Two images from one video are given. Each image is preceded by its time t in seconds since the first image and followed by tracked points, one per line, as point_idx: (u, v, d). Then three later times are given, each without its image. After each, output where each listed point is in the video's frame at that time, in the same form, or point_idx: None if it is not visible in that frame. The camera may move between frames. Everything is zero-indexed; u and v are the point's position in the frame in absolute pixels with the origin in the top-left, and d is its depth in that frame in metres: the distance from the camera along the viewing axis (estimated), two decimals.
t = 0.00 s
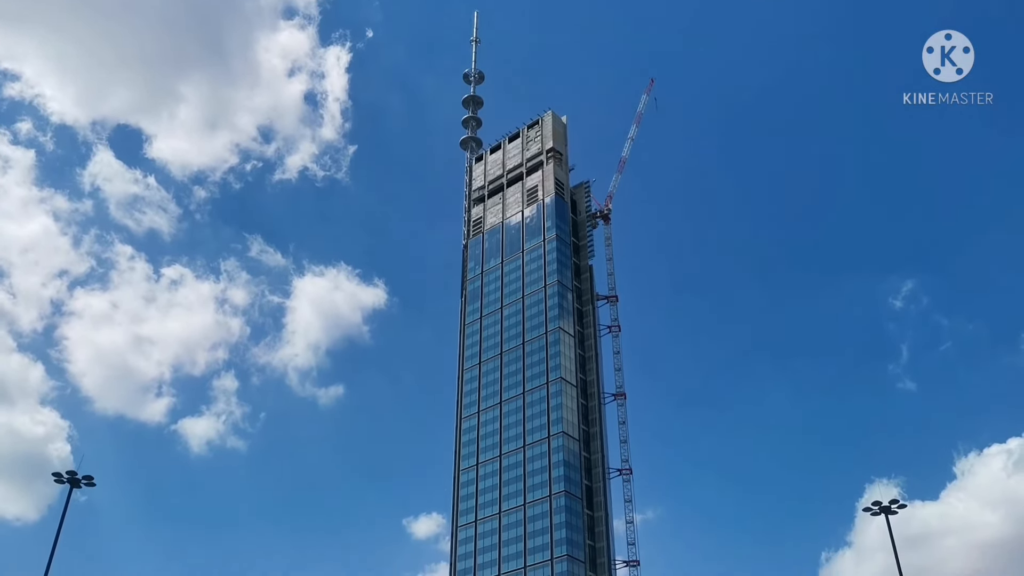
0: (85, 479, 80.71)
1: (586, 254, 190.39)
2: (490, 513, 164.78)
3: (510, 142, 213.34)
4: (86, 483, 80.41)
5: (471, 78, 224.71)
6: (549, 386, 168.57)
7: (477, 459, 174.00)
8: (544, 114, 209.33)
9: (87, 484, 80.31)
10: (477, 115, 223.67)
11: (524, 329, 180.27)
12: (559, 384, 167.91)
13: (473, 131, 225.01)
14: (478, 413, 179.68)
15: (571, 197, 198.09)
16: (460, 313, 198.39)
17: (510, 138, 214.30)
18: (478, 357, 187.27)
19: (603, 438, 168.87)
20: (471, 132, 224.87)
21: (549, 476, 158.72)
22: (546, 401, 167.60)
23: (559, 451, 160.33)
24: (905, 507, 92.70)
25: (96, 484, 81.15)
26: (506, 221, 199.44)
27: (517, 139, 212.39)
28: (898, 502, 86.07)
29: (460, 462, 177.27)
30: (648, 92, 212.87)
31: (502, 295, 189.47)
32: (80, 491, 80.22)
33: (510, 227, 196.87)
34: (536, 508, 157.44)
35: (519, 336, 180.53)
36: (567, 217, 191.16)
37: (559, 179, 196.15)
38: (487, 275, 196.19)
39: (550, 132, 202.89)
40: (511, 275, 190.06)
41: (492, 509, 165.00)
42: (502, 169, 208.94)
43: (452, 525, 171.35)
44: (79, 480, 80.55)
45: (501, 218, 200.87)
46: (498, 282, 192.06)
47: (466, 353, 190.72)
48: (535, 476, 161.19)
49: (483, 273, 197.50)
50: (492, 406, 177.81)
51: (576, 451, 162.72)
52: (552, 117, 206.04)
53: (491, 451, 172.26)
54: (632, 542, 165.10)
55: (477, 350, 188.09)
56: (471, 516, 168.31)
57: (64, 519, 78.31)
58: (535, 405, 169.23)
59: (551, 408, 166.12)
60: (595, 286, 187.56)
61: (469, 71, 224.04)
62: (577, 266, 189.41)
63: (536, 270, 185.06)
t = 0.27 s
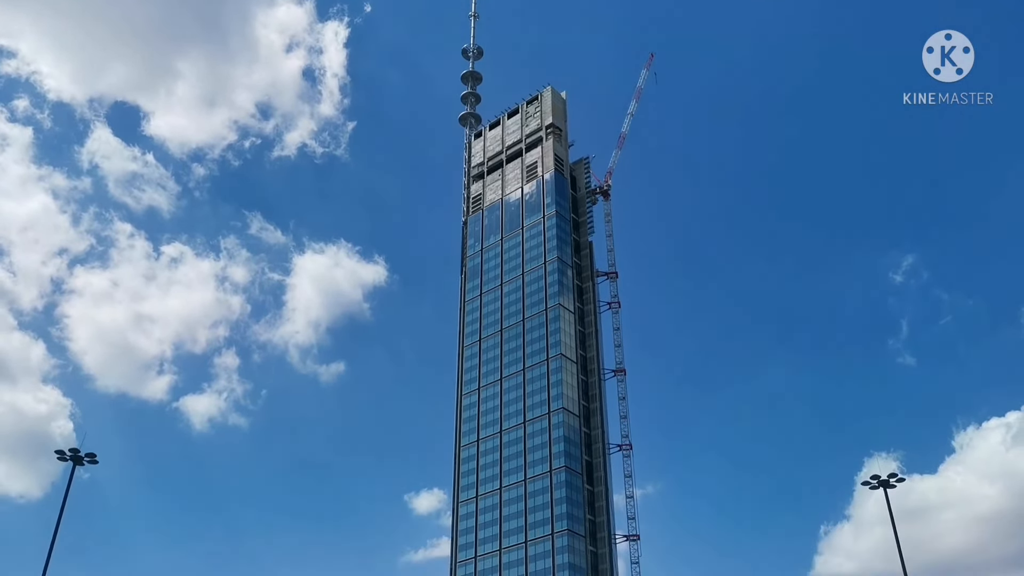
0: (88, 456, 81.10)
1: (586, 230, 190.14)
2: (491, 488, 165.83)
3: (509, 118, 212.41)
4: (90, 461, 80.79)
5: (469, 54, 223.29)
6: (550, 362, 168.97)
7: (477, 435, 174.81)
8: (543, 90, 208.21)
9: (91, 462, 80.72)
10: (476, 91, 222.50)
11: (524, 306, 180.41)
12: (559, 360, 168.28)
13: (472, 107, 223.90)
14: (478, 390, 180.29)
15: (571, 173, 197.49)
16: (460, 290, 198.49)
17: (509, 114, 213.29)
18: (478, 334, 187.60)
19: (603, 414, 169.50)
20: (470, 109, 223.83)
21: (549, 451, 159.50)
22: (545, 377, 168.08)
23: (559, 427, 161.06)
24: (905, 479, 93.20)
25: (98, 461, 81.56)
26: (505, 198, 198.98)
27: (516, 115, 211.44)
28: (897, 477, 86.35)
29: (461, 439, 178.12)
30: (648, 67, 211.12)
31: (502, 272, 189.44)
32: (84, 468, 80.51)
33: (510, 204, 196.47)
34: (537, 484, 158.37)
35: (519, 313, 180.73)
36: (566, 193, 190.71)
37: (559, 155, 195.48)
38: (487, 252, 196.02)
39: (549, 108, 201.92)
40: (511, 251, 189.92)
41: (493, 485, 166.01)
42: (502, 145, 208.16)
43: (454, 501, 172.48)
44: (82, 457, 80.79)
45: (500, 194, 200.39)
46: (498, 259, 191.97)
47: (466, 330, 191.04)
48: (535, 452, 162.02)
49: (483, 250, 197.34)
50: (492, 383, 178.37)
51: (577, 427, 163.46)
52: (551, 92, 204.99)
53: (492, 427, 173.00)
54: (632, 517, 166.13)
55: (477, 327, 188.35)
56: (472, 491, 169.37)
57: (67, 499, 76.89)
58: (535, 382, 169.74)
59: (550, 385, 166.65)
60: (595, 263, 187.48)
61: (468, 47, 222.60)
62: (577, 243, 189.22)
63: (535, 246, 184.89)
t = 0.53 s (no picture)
0: (90, 433, 81.11)
1: (586, 205, 189.58)
2: (493, 462, 166.61)
3: (508, 92, 211.10)
4: (92, 438, 80.82)
5: (467, 27, 221.41)
6: (550, 337, 169.11)
7: (478, 409, 175.36)
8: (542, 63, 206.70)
9: (93, 439, 80.75)
10: (475, 65, 220.97)
11: (524, 281, 180.25)
12: (560, 335, 168.41)
13: (470, 81, 222.43)
14: (479, 365, 180.60)
15: (570, 147, 196.55)
16: (460, 265, 198.29)
17: (508, 88, 211.95)
18: (478, 309, 187.61)
19: (604, 388, 169.91)
20: (468, 83, 222.37)
21: (550, 425, 160.06)
22: (546, 352, 168.28)
23: (559, 401, 161.47)
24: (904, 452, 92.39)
25: (100, 438, 81.68)
26: (504, 172, 198.18)
27: (515, 89, 210.09)
28: (896, 447, 84.74)
29: (462, 413, 178.71)
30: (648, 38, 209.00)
31: (502, 247, 189.12)
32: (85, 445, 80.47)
33: (509, 179, 195.70)
34: (538, 458, 159.06)
35: (519, 288, 180.61)
36: (566, 167, 189.89)
37: (558, 129, 194.45)
38: (487, 227, 195.56)
39: (549, 81, 200.55)
40: (511, 226, 189.48)
41: (494, 459, 166.78)
42: (501, 119, 207.01)
43: (455, 475, 173.36)
44: (84, 434, 80.75)
45: (500, 169, 199.58)
46: (498, 233, 191.57)
47: (466, 305, 191.06)
48: (536, 426, 162.58)
49: (482, 225, 196.86)
50: (493, 358, 178.63)
51: (577, 401, 163.88)
52: (551, 66, 203.55)
53: (493, 401, 173.50)
54: (633, 489, 166.87)
55: (478, 302, 188.32)
56: (474, 465, 170.15)
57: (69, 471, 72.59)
58: (535, 357, 169.98)
59: (551, 359, 166.89)
60: (595, 237, 187.12)
61: (466, 20, 220.62)
62: (577, 217, 188.72)
63: (535, 221, 184.42)
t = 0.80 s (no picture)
0: (89, 403, 81.09)
1: (583, 175, 188.74)
2: (491, 432, 167.35)
3: (505, 61, 209.25)
4: (91, 409, 80.74)
5: None
6: (548, 307, 169.08)
7: (476, 379, 175.81)
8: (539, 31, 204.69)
9: (92, 409, 80.66)
10: (471, 33, 218.87)
11: (521, 251, 179.86)
12: (557, 305, 168.38)
13: (467, 50, 220.45)
14: (477, 335, 180.76)
15: (568, 117, 195.27)
16: (457, 236, 197.80)
17: (505, 56, 210.07)
18: (476, 279, 187.39)
19: (601, 358, 170.24)
20: (465, 51, 220.39)
21: (548, 395, 160.57)
22: (543, 322, 168.33)
23: (556, 371, 161.83)
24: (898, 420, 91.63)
25: (99, 408, 81.72)
26: (501, 142, 196.99)
27: (512, 57, 208.25)
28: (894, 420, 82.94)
29: (460, 384, 179.17)
30: (646, 5, 206.42)
31: (499, 217, 188.48)
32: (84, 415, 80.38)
33: (506, 148, 194.57)
34: (535, 427, 159.74)
35: (516, 258, 180.26)
36: (563, 137, 188.74)
37: (555, 98, 193.04)
38: (484, 197, 194.81)
39: (546, 50, 198.75)
40: (508, 196, 188.75)
41: (492, 428, 167.52)
42: (497, 88, 205.49)
43: (453, 444, 174.19)
44: (82, 404, 80.70)
45: (497, 139, 198.38)
46: (495, 204, 190.87)
47: (464, 275, 190.86)
48: (533, 395, 163.09)
49: (479, 195, 196.09)
50: (490, 328, 178.72)
51: (575, 371, 164.27)
52: (548, 34, 201.61)
53: (490, 372, 173.90)
54: (630, 458, 167.71)
55: (475, 272, 188.10)
56: (471, 435, 170.95)
57: (71, 438, 69.33)
58: (533, 327, 170.08)
59: (548, 329, 166.99)
60: (592, 207, 186.53)
61: None
62: (574, 187, 187.95)
63: (532, 191, 183.64)
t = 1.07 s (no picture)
0: (83, 370, 80.85)
1: (576, 139, 187.72)
2: (484, 397, 168.20)
3: (497, 23, 206.95)
4: (85, 375, 80.41)
5: None
6: (541, 273, 169.08)
7: (470, 345, 176.25)
8: None
9: (86, 375, 80.34)
10: None
11: (514, 216, 179.40)
12: (550, 270, 168.38)
13: (458, 12, 217.84)
14: (470, 301, 180.86)
15: (560, 81, 193.68)
16: (450, 201, 197.06)
17: (497, 19, 207.73)
18: (468, 245, 187.07)
19: (594, 323, 170.63)
20: (456, 14, 217.81)
21: (541, 360, 161.18)
22: (536, 287, 168.42)
23: (550, 336, 162.27)
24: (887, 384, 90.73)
25: (93, 374, 81.64)
26: (494, 106, 195.48)
27: (504, 20, 205.95)
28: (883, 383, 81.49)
29: (454, 349, 179.63)
30: None
31: (492, 182, 187.67)
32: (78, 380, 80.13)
33: (499, 113, 193.15)
34: (529, 392, 160.59)
35: (509, 223, 179.83)
36: (556, 101, 187.37)
37: (548, 61, 191.34)
38: (476, 162, 193.77)
39: (538, 13, 196.57)
40: (501, 161, 187.78)
41: (486, 393, 168.37)
42: (489, 52, 203.57)
43: (448, 409, 175.09)
44: (75, 370, 80.47)
45: (489, 103, 196.85)
46: (488, 168, 189.92)
47: (457, 241, 190.48)
48: (527, 360, 163.70)
49: (472, 160, 195.03)
50: (483, 293, 178.79)
51: (568, 336, 164.76)
52: None
53: (484, 337, 174.32)
54: (622, 421, 168.83)
55: (468, 238, 187.71)
56: (465, 399, 171.79)
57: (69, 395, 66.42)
58: (526, 292, 170.19)
59: (542, 295, 167.14)
60: (586, 172, 185.80)
61: None
62: (567, 152, 186.97)
63: (525, 156, 182.68)
